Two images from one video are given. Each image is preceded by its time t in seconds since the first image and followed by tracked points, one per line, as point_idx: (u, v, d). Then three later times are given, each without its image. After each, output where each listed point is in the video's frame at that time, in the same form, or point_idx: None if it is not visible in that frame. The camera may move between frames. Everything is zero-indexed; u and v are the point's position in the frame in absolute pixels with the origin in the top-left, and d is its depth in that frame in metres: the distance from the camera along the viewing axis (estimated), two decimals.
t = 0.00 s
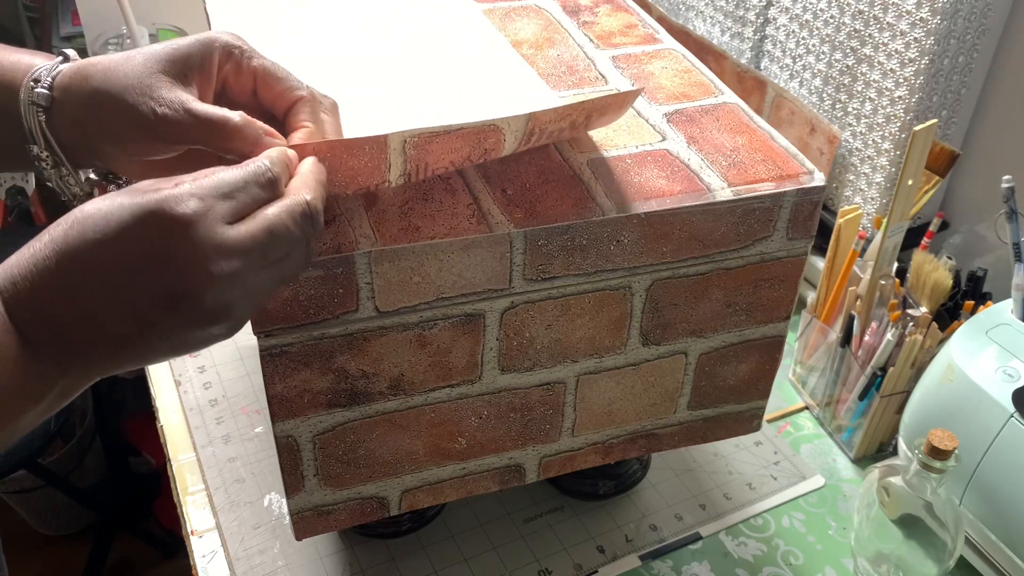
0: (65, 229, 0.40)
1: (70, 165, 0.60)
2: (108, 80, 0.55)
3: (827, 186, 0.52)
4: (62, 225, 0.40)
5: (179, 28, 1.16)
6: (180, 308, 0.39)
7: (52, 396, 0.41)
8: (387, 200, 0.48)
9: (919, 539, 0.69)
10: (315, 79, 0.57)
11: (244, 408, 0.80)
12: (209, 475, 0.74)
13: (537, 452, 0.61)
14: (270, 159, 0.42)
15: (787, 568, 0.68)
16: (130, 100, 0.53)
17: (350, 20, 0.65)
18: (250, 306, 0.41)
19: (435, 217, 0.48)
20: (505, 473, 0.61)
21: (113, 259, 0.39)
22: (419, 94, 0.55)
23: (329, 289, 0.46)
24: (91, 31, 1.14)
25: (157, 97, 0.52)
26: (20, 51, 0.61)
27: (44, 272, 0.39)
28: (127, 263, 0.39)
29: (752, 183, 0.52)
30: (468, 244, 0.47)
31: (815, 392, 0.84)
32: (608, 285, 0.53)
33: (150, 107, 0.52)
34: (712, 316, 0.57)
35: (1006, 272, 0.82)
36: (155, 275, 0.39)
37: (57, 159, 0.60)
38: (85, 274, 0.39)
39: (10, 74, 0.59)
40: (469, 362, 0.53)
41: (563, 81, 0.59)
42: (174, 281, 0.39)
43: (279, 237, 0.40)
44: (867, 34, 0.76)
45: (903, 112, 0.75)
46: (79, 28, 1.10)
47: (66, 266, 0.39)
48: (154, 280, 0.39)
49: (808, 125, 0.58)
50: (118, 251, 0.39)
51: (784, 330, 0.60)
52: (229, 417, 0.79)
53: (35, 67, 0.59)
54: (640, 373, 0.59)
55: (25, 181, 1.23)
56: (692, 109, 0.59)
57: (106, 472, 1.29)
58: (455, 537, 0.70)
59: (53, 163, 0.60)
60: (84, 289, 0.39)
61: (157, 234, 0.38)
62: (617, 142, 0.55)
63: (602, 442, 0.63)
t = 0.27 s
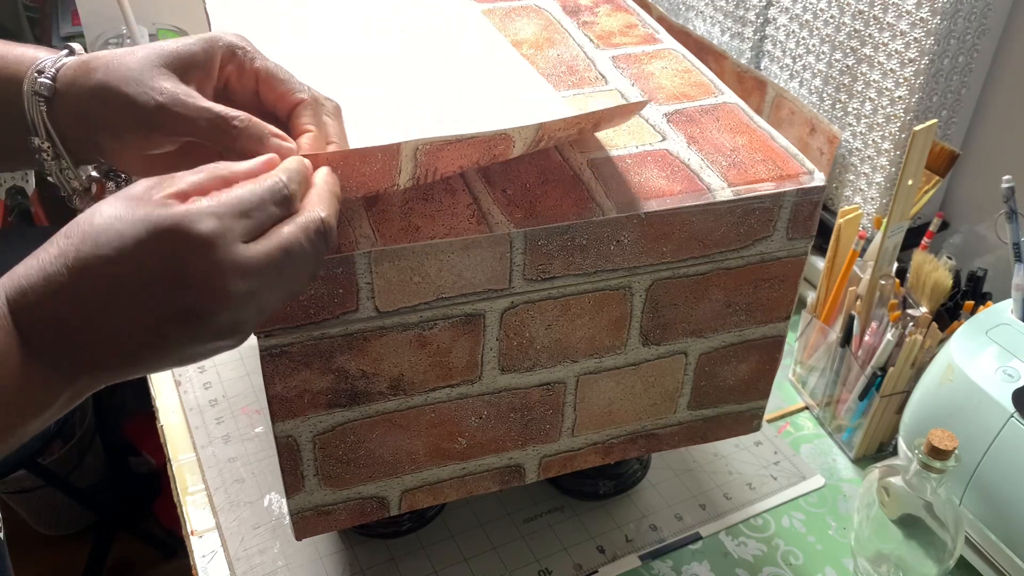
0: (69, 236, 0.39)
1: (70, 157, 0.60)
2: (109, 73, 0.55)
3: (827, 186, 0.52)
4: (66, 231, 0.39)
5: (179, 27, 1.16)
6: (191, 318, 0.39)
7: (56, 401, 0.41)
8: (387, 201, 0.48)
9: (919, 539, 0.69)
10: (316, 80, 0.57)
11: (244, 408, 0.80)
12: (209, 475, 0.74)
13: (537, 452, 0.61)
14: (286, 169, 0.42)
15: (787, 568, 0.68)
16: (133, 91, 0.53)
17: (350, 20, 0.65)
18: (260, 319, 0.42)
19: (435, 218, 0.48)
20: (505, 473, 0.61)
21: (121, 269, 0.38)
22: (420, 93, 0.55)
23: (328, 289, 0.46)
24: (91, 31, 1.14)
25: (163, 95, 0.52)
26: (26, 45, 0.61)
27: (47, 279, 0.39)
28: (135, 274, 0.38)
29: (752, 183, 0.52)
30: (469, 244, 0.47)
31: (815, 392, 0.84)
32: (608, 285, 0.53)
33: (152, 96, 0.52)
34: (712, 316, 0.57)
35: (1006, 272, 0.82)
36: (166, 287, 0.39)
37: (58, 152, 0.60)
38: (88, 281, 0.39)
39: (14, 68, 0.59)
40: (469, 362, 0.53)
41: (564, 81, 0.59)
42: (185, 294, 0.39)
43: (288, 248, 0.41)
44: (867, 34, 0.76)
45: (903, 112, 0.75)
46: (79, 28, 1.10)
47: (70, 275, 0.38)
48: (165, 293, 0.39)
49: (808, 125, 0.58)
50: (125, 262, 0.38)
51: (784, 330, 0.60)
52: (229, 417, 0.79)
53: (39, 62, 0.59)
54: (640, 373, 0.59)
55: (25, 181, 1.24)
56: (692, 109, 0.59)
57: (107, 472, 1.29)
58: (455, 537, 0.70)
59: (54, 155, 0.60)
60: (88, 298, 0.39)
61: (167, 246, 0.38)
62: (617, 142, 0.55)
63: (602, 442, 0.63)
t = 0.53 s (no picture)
0: (87, 253, 0.41)
1: (83, 171, 0.60)
2: (119, 91, 0.55)
3: (827, 186, 0.52)
4: (82, 248, 0.41)
5: (179, 27, 1.16)
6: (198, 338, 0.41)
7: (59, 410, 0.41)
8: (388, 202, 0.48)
9: (920, 539, 0.69)
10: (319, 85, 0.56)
11: (244, 408, 0.80)
12: (209, 475, 0.74)
13: (537, 452, 0.61)
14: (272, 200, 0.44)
15: (787, 568, 0.68)
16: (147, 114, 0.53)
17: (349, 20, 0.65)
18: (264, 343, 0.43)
19: (435, 218, 0.48)
20: (505, 473, 0.61)
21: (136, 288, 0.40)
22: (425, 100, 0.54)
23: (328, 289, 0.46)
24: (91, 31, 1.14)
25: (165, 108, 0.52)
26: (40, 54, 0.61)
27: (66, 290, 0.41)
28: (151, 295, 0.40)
29: (752, 183, 0.52)
30: (469, 245, 0.47)
31: (815, 392, 0.84)
32: (608, 285, 0.53)
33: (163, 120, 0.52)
34: (712, 316, 0.57)
35: (1006, 272, 0.82)
36: (178, 311, 0.40)
37: (72, 167, 0.60)
38: (101, 297, 0.40)
39: (30, 83, 0.59)
40: (469, 362, 0.53)
41: (563, 82, 0.60)
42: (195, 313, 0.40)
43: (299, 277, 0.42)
44: (867, 34, 0.76)
45: (903, 112, 0.75)
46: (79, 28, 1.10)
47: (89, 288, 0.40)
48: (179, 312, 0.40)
49: (808, 125, 0.58)
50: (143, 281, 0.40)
51: (784, 330, 0.60)
52: (229, 417, 0.79)
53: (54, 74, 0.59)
54: (640, 373, 0.59)
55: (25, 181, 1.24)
56: (692, 109, 0.59)
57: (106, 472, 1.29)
58: (455, 537, 0.70)
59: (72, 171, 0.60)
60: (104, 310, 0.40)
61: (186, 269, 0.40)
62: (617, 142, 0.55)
63: (602, 442, 0.63)
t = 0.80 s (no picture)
0: (83, 259, 0.41)
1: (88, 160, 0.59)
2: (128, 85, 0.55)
3: (827, 186, 0.52)
4: (83, 260, 0.41)
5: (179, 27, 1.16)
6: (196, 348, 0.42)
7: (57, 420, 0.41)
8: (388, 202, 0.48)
9: (920, 539, 0.69)
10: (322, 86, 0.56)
11: (244, 408, 0.80)
12: (209, 475, 0.74)
13: (537, 452, 0.61)
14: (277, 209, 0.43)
15: (787, 568, 0.68)
16: (147, 98, 0.54)
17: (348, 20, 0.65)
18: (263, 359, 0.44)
19: (435, 218, 0.48)
20: (505, 473, 0.61)
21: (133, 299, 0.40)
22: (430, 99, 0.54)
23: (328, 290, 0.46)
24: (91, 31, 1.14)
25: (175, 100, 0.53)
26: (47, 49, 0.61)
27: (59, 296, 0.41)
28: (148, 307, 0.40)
29: (752, 184, 0.52)
30: (469, 245, 0.47)
31: (815, 392, 0.84)
32: (608, 285, 0.53)
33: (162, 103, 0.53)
34: (712, 316, 0.57)
35: (1006, 272, 0.82)
36: (179, 322, 0.41)
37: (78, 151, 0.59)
38: (105, 311, 0.40)
39: (34, 72, 0.59)
40: (469, 363, 0.53)
41: (563, 82, 0.60)
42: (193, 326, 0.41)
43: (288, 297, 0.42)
44: (867, 34, 0.76)
45: (903, 112, 0.75)
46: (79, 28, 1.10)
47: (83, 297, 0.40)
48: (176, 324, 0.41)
49: (808, 125, 0.58)
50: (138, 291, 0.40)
51: (784, 330, 0.60)
52: (229, 417, 0.79)
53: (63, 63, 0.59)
54: (640, 373, 0.59)
55: (25, 181, 1.24)
56: (692, 109, 0.59)
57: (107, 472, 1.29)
58: (455, 537, 0.70)
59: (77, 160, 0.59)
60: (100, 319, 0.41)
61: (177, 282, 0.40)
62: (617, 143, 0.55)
63: (602, 442, 0.63)
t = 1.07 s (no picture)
0: (86, 325, 0.39)
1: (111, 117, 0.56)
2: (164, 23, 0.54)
3: (827, 186, 0.52)
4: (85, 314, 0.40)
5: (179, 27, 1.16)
6: (205, 418, 0.41)
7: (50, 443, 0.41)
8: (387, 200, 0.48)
9: (920, 539, 0.69)
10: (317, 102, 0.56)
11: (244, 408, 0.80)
12: (209, 475, 0.74)
13: (537, 452, 0.61)
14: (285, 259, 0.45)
15: (787, 568, 0.68)
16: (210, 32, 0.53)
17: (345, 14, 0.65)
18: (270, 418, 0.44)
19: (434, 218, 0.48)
20: (505, 473, 0.61)
21: (143, 370, 0.39)
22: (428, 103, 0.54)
23: (328, 291, 0.46)
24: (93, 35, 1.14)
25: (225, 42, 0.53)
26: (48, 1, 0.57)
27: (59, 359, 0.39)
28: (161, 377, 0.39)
29: (752, 184, 0.52)
30: (469, 245, 0.47)
31: (815, 392, 0.84)
32: (608, 285, 0.53)
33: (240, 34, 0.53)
34: (712, 316, 0.57)
35: (1006, 272, 0.82)
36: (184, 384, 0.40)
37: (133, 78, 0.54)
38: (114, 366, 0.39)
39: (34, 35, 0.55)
40: (469, 363, 0.53)
41: (563, 82, 0.60)
42: (207, 393, 0.41)
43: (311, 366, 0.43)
44: (867, 34, 0.76)
45: (903, 112, 0.75)
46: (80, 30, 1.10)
47: (88, 367, 0.39)
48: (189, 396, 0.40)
49: (808, 126, 0.58)
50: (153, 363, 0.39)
51: (784, 330, 0.60)
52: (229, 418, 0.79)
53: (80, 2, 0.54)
54: (640, 373, 0.59)
55: (25, 180, 1.23)
56: (692, 109, 0.59)
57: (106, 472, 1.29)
58: (455, 537, 0.70)
59: (128, 97, 0.55)
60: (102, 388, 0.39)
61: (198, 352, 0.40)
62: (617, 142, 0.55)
63: (602, 442, 0.63)
